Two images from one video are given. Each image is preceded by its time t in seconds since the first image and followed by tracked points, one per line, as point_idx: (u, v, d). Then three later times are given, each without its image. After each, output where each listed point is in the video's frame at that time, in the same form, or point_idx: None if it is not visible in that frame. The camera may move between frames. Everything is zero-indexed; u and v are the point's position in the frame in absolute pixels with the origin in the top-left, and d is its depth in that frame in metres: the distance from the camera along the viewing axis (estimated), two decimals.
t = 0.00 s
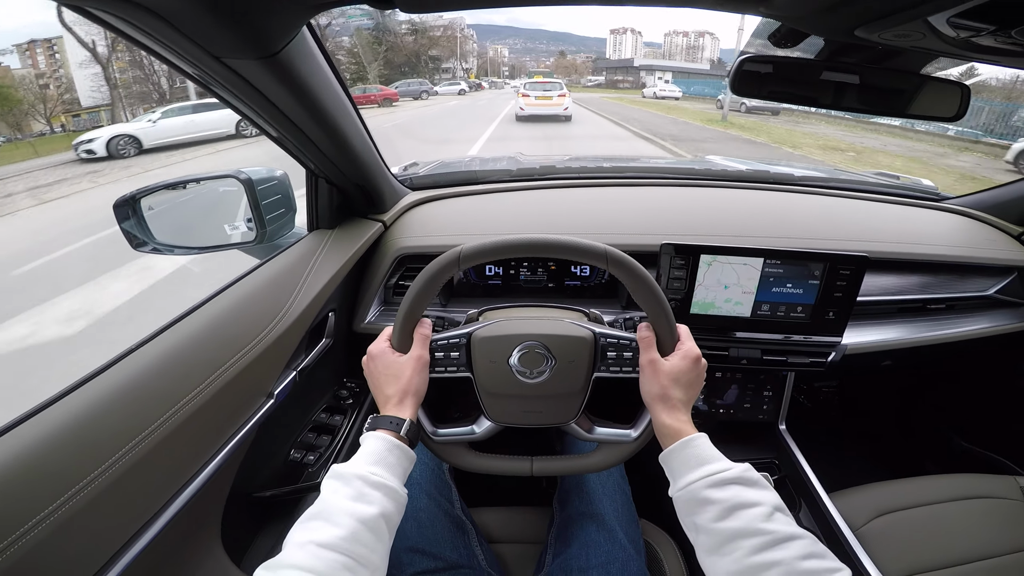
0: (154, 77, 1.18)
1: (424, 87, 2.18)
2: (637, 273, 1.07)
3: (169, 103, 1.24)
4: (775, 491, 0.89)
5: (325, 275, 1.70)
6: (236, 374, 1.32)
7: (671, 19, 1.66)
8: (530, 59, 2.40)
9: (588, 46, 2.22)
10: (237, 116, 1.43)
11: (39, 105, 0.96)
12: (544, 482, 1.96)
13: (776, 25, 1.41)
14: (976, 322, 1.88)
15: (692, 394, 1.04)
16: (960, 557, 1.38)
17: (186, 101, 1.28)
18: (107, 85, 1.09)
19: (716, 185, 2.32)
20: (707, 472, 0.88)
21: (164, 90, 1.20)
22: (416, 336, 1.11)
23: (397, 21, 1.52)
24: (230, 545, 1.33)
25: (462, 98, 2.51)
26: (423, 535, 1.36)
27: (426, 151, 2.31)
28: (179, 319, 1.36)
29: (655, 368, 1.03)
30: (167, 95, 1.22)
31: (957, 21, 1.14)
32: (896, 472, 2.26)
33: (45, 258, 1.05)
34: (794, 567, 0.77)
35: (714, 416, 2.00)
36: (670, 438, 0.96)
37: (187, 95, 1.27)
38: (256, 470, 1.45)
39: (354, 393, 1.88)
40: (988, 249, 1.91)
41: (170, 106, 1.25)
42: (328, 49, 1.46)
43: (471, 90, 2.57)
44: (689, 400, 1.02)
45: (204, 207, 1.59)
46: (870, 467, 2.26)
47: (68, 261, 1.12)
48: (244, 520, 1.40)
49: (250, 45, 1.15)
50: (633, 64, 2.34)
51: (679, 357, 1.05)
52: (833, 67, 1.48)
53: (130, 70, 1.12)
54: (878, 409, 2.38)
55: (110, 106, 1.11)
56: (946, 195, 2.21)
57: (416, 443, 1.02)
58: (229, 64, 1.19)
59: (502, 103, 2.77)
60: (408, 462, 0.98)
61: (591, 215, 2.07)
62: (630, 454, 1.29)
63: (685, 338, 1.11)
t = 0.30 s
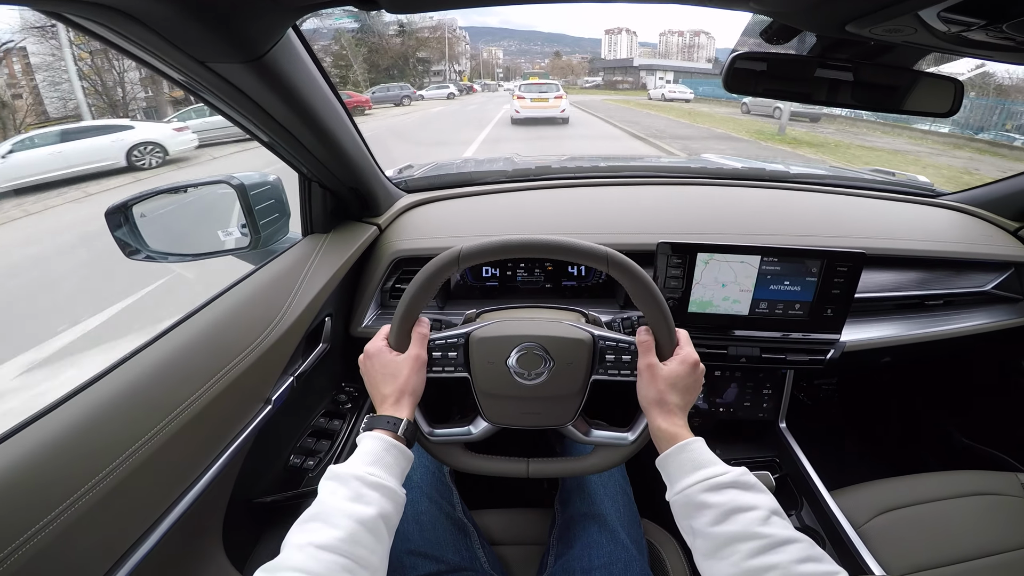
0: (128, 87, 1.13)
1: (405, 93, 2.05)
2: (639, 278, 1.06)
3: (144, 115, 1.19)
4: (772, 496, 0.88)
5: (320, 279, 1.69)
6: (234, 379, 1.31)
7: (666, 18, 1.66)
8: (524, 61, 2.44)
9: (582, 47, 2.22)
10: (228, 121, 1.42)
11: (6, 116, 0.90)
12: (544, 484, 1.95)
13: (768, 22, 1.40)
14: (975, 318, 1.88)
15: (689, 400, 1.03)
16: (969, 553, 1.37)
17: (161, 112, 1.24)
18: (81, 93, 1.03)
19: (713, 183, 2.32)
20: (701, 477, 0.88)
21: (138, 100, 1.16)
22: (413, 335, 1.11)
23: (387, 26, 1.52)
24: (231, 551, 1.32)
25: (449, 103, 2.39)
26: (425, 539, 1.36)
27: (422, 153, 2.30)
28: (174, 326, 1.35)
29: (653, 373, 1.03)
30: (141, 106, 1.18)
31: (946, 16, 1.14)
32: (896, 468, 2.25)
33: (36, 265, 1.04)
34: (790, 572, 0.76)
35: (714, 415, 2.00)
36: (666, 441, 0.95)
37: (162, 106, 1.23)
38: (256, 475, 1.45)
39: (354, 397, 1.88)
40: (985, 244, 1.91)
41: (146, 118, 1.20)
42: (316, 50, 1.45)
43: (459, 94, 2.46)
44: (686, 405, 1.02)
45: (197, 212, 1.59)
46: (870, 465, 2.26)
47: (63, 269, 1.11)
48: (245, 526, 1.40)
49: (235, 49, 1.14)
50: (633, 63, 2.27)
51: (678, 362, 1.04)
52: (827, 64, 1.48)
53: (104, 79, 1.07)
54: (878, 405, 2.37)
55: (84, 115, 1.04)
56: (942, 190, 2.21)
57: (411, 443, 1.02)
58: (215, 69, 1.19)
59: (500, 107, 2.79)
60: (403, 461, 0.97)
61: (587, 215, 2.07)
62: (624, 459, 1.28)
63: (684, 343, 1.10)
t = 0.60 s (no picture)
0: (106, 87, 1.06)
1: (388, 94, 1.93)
2: (635, 274, 1.05)
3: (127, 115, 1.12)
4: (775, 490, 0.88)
5: (321, 277, 1.69)
6: (234, 377, 1.31)
7: (672, 21, 1.66)
8: (526, 62, 2.45)
9: (586, 48, 2.22)
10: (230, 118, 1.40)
11: None
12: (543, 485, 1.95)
13: (775, 25, 1.40)
14: (976, 325, 1.88)
15: (691, 390, 1.02)
16: (962, 559, 1.38)
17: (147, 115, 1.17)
18: (49, 89, 0.94)
19: (715, 187, 2.32)
20: (705, 469, 0.88)
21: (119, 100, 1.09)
22: (412, 346, 1.09)
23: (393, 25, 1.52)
24: (228, 550, 1.32)
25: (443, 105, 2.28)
26: (424, 539, 1.35)
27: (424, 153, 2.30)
28: (174, 325, 1.35)
29: (653, 365, 1.02)
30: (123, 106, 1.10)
31: (960, 22, 1.15)
32: (894, 475, 2.26)
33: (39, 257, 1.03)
34: (791, 566, 0.76)
35: (714, 419, 1.99)
36: (671, 436, 0.95)
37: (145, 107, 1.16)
38: (254, 474, 1.44)
39: (352, 397, 1.87)
40: (986, 252, 1.92)
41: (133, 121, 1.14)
42: (324, 49, 1.45)
43: (455, 97, 2.37)
44: (689, 396, 1.01)
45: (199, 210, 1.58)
46: (868, 470, 2.26)
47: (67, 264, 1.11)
48: (243, 524, 1.40)
49: (244, 47, 1.14)
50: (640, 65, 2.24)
51: (677, 352, 1.03)
52: (834, 69, 1.48)
53: (82, 78, 1.01)
54: (877, 411, 2.38)
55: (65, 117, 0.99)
56: (943, 197, 2.22)
57: (418, 453, 1.01)
58: (223, 66, 1.19)
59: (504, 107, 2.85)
60: (408, 471, 0.97)
61: (590, 217, 2.07)
62: (632, 457, 1.28)
63: (683, 334, 1.08)
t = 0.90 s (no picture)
0: (71, 94, 1.03)
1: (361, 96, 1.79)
2: (623, 270, 1.04)
3: (95, 122, 1.09)
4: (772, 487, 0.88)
5: (315, 279, 1.68)
6: (228, 380, 1.31)
7: (665, 19, 1.66)
8: (523, 61, 2.40)
9: (581, 48, 2.22)
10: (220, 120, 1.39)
11: None
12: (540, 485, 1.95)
13: (765, 22, 1.40)
14: (970, 321, 1.88)
15: (684, 388, 1.02)
16: (957, 556, 1.38)
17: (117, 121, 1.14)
18: None
19: (709, 185, 2.33)
20: (701, 467, 0.87)
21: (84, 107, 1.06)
22: (406, 350, 1.10)
23: (383, 26, 1.52)
24: (224, 552, 1.31)
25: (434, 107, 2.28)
26: (421, 540, 1.35)
27: (418, 154, 2.29)
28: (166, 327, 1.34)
29: (646, 363, 1.02)
30: (88, 113, 1.07)
31: (945, 18, 1.15)
32: (891, 472, 2.26)
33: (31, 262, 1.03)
34: (790, 563, 0.76)
35: (709, 418, 1.99)
36: (666, 433, 0.95)
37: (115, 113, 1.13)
38: (250, 476, 1.44)
39: (347, 399, 1.86)
40: (979, 247, 1.92)
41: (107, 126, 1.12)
42: (310, 51, 1.44)
43: (445, 97, 2.34)
44: (682, 393, 1.01)
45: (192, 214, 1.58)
46: (865, 468, 2.26)
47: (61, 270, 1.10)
48: (239, 527, 1.39)
49: (228, 50, 1.13)
50: (642, 62, 2.20)
51: (670, 349, 1.03)
52: (824, 66, 1.48)
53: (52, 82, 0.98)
54: (873, 408, 2.38)
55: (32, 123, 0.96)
56: (936, 194, 2.22)
57: (413, 456, 1.00)
58: (208, 70, 1.18)
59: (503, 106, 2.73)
60: (404, 474, 0.96)
61: (584, 216, 2.07)
62: (628, 455, 1.28)
63: (674, 330, 1.09)
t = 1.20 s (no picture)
0: (46, 95, 0.98)
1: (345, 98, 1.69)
2: (618, 265, 1.03)
3: (69, 127, 1.05)
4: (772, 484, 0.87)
5: (311, 277, 1.67)
6: (224, 378, 1.30)
7: (666, 16, 1.64)
8: (523, 60, 2.29)
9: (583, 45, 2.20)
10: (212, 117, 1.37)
11: None
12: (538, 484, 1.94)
13: (766, 19, 1.38)
14: (968, 321, 1.88)
15: (683, 383, 1.01)
16: (956, 556, 1.38)
17: (89, 126, 1.09)
18: None
19: (708, 184, 2.32)
20: (701, 465, 0.87)
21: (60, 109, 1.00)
22: (401, 351, 1.07)
23: (380, 24, 1.52)
24: (220, 553, 1.30)
25: (422, 109, 2.17)
26: (418, 540, 1.34)
27: (415, 152, 2.27)
28: (161, 326, 1.33)
29: (644, 360, 1.01)
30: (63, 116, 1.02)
31: (949, 16, 1.14)
32: (888, 471, 2.26)
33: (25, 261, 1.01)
34: (790, 562, 0.75)
35: (708, 417, 1.99)
36: (666, 430, 0.94)
37: (90, 117, 1.08)
38: (246, 476, 1.43)
39: (344, 398, 1.85)
40: (978, 247, 1.92)
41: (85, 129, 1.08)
42: (303, 46, 1.42)
43: (435, 97, 2.23)
44: (681, 389, 1.00)
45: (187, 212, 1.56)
46: (862, 467, 2.27)
47: (59, 268, 1.10)
48: (235, 528, 1.38)
49: (218, 45, 1.11)
50: (648, 60, 2.14)
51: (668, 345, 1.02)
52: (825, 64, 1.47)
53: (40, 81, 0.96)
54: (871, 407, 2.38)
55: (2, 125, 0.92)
56: (935, 193, 2.22)
57: (412, 458, 0.99)
58: (199, 66, 1.16)
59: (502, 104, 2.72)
60: (402, 477, 0.95)
61: (582, 215, 2.06)
62: (628, 454, 1.27)
63: (673, 326, 1.07)
